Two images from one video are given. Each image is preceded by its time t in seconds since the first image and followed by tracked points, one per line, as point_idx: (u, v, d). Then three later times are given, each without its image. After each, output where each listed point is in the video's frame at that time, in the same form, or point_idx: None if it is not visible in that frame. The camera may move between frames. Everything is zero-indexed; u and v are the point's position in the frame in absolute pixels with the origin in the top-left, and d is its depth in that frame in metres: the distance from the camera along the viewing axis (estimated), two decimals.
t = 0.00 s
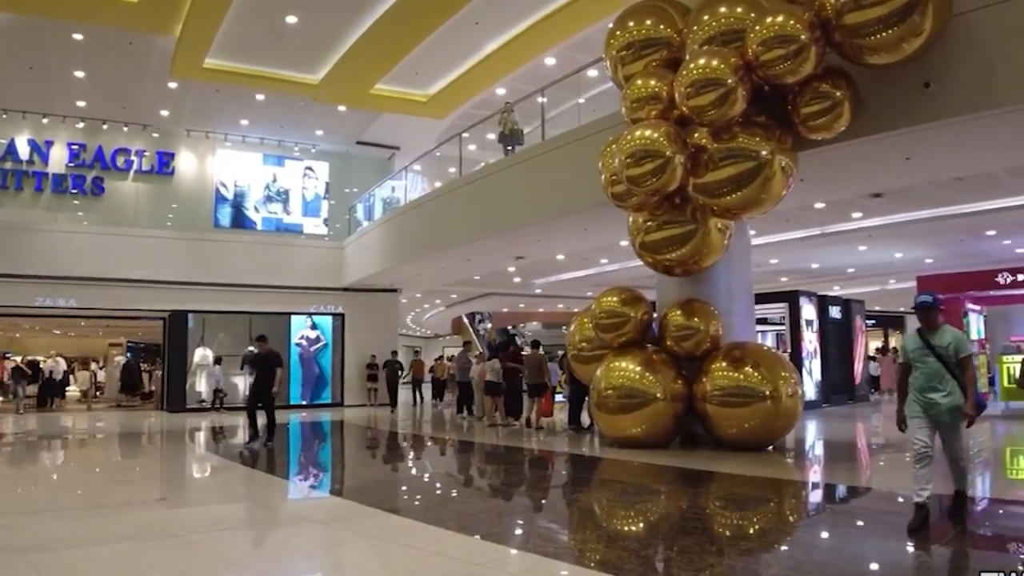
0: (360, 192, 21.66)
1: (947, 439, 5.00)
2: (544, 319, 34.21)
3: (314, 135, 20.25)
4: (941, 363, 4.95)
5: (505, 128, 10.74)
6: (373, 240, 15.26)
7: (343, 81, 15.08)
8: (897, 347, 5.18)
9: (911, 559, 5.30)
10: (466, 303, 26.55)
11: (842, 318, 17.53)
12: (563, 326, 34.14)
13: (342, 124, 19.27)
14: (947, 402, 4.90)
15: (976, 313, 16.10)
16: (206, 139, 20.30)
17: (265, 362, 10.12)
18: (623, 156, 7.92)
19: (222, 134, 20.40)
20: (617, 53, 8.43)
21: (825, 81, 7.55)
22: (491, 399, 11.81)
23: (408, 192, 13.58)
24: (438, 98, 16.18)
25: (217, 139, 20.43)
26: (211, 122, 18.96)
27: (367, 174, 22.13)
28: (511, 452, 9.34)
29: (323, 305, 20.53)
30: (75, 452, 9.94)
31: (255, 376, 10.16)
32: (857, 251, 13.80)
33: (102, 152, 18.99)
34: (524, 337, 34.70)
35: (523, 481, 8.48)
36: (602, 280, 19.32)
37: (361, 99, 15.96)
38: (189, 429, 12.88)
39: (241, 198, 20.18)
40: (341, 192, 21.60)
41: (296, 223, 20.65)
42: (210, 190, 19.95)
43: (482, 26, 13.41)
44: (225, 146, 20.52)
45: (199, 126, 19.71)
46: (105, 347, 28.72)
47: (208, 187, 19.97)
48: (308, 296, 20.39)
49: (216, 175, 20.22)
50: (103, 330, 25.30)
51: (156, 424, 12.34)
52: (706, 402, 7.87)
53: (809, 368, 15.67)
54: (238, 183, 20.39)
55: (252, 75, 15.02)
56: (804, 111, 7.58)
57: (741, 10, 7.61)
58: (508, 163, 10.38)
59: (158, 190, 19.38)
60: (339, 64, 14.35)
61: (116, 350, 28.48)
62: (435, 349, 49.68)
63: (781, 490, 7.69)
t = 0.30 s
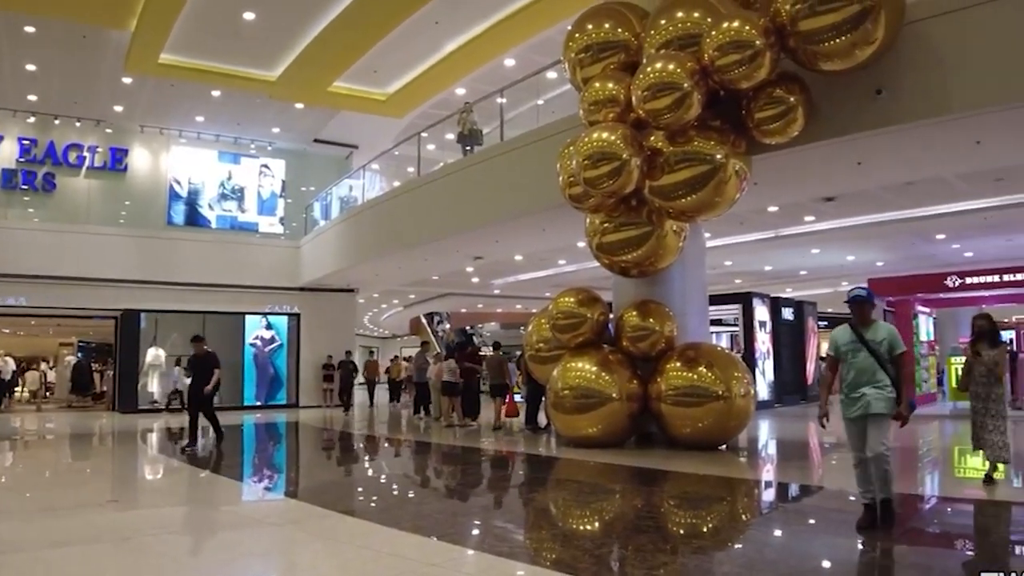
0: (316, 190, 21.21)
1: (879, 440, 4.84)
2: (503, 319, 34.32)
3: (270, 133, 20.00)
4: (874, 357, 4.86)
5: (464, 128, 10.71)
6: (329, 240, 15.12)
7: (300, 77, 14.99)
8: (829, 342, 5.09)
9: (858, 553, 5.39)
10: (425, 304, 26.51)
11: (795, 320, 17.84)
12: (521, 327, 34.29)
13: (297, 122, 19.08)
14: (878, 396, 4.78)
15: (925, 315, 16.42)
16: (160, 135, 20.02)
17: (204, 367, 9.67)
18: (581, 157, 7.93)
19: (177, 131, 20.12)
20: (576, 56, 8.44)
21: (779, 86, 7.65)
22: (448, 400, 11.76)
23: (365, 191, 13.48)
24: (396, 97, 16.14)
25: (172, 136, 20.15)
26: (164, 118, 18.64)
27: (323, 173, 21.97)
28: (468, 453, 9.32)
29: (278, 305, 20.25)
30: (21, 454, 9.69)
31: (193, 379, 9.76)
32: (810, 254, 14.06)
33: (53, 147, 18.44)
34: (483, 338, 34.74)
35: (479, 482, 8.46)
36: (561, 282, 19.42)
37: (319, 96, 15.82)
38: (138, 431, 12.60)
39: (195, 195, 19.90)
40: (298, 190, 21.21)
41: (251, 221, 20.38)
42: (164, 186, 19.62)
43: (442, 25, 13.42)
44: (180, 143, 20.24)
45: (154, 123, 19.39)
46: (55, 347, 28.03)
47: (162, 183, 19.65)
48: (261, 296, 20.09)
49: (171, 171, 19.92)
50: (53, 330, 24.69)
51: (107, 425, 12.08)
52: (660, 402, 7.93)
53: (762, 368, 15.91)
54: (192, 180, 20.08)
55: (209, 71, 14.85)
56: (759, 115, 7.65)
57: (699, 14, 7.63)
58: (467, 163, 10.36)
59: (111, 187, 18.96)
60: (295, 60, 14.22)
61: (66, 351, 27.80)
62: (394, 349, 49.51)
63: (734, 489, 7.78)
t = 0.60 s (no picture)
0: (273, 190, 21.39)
1: (809, 452, 4.60)
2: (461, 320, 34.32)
3: (225, 130, 19.76)
4: (810, 365, 4.65)
5: (423, 128, 10.70)
6: (285, 241, 14.98)
7: (256, 75, 14.82)
8: (764, 347, 4.85)
9: (802, 544, 5.48)
10: (385, 304, 26.42)
11: (749, 321, 18.13)
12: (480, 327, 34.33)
13: (253, 120, 18.88)
14: (809, 406, 4.54)
15: (876, 316, 16.72)
16: (114, 131, 19.64)
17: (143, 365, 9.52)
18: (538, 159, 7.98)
19: (131, 127, 19.78)
20: (533, 58, 8.47)
21: (733, 91, 7.73)
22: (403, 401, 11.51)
23: (322, 190, 13.26)
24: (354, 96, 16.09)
25: (126, 133, 19.82)
26: (117, 114, 18.30)
27: (276, 173, 21.81)
28: (424, 454, 9.31)
29: (233, 305, 20.03)
30: None
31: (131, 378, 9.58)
32: (764, 257, 14.27)
33: (3, 143, 17.95)
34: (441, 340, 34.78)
35: (436, 484, 8.46)
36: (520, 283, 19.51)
37: (275, 94, 15.65)
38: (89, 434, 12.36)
39: (149, 192, 19.61)
40: (253, 189, 21.24)
41: (205, 220, 20.13)
42: (116, 183, 19.33)
43: (401, 25, 13.43)
44: (133, 139, 19.92)
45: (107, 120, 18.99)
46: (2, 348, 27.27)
47: (114, 180, 19.34)
48: (215, 296, 19.83)
49: (124, 167, 19.62)
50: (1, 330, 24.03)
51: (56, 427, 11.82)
52: (615, 402, 7.99)
53: (717, 369, 16.15)
54: (146, 177, 19.78)
55: (167, 68, 14.67)
56: (712, 120, 7.73)
57: (654, 19, 7.70)
58: (426, 164, 10.33)
59: (63, 184, 18.63)
60: (251, 58, 14.06)
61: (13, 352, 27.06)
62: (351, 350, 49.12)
63: (687, 488, 7.86)
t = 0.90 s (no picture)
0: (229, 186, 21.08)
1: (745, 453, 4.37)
2: (423, 320, 34.25)
3: (182, 127, 19.55)
4: (739, 363, 4.31)
5: (382, 127, 10.66)
6: (241, 240, 14.82)
7: (214, 71, 14.76)
8: (696, 344, 4.52)
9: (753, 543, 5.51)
10: (345, 304, 26.27)
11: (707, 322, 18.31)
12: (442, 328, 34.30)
13: (210, 116, 18.66)
14: (741, 408, 4.28)
15: (829, 317, 16.95)
16: (68, 127, 19.43)
17: (79, 365, 9.41)
18: (495, 160, 7.99)
19: (85, 123, 19.55)
20: (492, 58, 8.49)
21: (688, 94, 7.81)
22: (361, 402, 11.71)
23: (279, 188, 13.13)
24: (313, 94, 16.07)
25: (81, 128, 19.59)
26: (71, 109, 17.97)
27: (233, 171, 21.56)
28: (381, 455, 9.29)
29: (188, 304, 19.66)
30: None
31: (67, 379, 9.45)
32: (721, 258, 14.43)
33: None
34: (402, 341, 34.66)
35: (394, 484, 8.44)
36: (481, 283, 19.58)
37: (233, 92, 15.55)
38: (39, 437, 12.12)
39: (103, 189, 19.24)
40: (209, 186, 20.98)
41: (160, 217, 19.80)
42: (70, 180, 18.98)
43: (359, 22, 13.53)
44: (88, 135, 19.68)
45: (61, 113, 18.87)
46: None
47: (68, 177, 19.00)
48: (173, 295, 19.46)
49: (78, 164, 19.31)
50: None
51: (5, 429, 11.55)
52: (572, 402, 8.03)
53: (674, 369, 16.40)
54: (101, 174, 19.47)
55: (124, 63, 14.56)
56: (668, 123, 7.82)
57: (612, 22, 7.75)
58: (386, 163, 10.26)
59: (16, 180, 18.21)
60: (206, 56, 14.05)
61: None
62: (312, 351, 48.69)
63: (643, 488, 7.91)
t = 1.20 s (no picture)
0: (188, 183, 20.89)
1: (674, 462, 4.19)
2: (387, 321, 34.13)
3: (141, 123, 19.28)
4: (664, 367, 4.16)
5: (342, 124, 10.57)
6: (199, 237, 14.63)
7: (173, 65, 14.71)
8: (621, 349, 4.37)
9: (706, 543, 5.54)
10: (307, 304, 26.09)
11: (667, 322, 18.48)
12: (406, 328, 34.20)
13: (169, 112, 18.45)
14: (666, 415, 4.12)
15: (787, 318, 16.73)
16: (24, 122, 19.01)
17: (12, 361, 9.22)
18: (456, 159, 7.98)
19: (41, 118, 19.11)
20: (453, 58, 8.48)
21: (647, 96, 7.89)
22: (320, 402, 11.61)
23: (238, 185, 13.00)
24: (273, 90, 16.18)
25: (37, 123, 19.15)
26: (28, 103, 17.61)
27: (194, 166, 21.33)
28: (341, 456, 9.24)
29: (144, 304, 19.36)
30: None
31: None
32: (681, 259, 14.56)
33: None
34: (365, 343, 34.48)
35: (354, 485, 8.39)
36: (443, 283, 19.59)
37: (194, 87, 15.68)
38: None
39: (59, 185, 18.85)
40: (168, 182, 20.73)
41: (118, 215, 19.45)
42: (25, 175, 18.52)
43: (321, 20, 13.71)
44: (44, 131, 19.19)
45: (17, 108, 18.43)
46: None
47: (23, 174, 18.52)
48: (130, 295, 19.15)
49: (34, 161, 18.81)
50: None
51: None
52: (532, 402, 8.04)
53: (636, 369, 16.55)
54: (57, 170, 18.99)
55: (81, 58, 14.51)
56: (628, 124, 7.88)
57: (573, 23, 7.77)
58: (347, 161, 10.19)
59: None
60: (167, 50, 14.17)
61: None
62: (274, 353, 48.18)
63: (603, 487, 7.94)
